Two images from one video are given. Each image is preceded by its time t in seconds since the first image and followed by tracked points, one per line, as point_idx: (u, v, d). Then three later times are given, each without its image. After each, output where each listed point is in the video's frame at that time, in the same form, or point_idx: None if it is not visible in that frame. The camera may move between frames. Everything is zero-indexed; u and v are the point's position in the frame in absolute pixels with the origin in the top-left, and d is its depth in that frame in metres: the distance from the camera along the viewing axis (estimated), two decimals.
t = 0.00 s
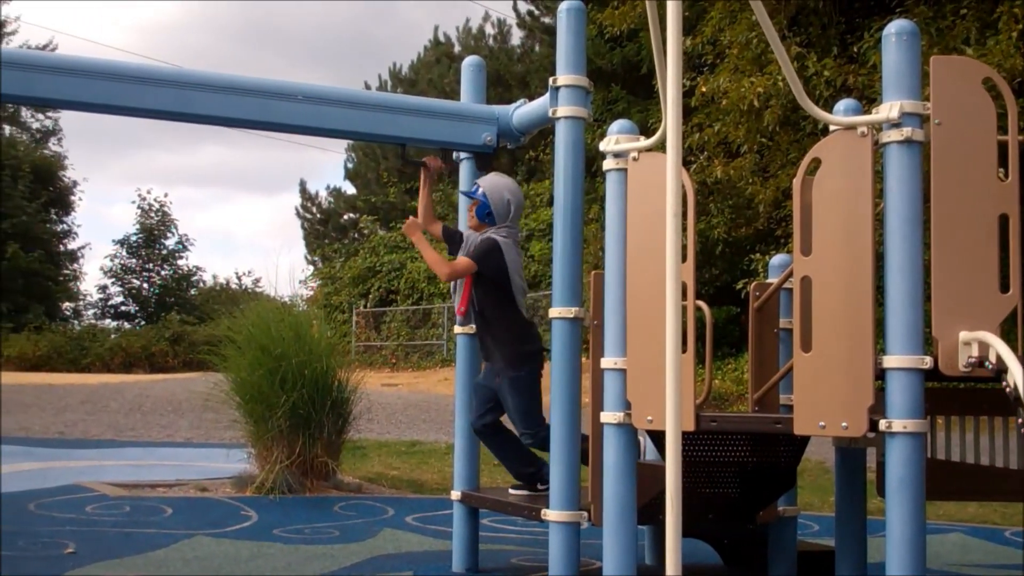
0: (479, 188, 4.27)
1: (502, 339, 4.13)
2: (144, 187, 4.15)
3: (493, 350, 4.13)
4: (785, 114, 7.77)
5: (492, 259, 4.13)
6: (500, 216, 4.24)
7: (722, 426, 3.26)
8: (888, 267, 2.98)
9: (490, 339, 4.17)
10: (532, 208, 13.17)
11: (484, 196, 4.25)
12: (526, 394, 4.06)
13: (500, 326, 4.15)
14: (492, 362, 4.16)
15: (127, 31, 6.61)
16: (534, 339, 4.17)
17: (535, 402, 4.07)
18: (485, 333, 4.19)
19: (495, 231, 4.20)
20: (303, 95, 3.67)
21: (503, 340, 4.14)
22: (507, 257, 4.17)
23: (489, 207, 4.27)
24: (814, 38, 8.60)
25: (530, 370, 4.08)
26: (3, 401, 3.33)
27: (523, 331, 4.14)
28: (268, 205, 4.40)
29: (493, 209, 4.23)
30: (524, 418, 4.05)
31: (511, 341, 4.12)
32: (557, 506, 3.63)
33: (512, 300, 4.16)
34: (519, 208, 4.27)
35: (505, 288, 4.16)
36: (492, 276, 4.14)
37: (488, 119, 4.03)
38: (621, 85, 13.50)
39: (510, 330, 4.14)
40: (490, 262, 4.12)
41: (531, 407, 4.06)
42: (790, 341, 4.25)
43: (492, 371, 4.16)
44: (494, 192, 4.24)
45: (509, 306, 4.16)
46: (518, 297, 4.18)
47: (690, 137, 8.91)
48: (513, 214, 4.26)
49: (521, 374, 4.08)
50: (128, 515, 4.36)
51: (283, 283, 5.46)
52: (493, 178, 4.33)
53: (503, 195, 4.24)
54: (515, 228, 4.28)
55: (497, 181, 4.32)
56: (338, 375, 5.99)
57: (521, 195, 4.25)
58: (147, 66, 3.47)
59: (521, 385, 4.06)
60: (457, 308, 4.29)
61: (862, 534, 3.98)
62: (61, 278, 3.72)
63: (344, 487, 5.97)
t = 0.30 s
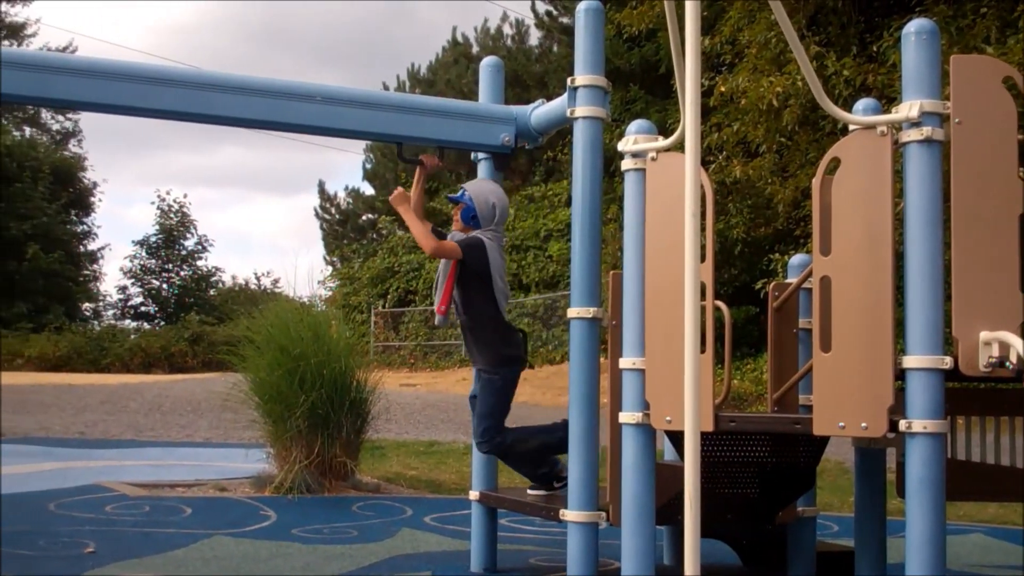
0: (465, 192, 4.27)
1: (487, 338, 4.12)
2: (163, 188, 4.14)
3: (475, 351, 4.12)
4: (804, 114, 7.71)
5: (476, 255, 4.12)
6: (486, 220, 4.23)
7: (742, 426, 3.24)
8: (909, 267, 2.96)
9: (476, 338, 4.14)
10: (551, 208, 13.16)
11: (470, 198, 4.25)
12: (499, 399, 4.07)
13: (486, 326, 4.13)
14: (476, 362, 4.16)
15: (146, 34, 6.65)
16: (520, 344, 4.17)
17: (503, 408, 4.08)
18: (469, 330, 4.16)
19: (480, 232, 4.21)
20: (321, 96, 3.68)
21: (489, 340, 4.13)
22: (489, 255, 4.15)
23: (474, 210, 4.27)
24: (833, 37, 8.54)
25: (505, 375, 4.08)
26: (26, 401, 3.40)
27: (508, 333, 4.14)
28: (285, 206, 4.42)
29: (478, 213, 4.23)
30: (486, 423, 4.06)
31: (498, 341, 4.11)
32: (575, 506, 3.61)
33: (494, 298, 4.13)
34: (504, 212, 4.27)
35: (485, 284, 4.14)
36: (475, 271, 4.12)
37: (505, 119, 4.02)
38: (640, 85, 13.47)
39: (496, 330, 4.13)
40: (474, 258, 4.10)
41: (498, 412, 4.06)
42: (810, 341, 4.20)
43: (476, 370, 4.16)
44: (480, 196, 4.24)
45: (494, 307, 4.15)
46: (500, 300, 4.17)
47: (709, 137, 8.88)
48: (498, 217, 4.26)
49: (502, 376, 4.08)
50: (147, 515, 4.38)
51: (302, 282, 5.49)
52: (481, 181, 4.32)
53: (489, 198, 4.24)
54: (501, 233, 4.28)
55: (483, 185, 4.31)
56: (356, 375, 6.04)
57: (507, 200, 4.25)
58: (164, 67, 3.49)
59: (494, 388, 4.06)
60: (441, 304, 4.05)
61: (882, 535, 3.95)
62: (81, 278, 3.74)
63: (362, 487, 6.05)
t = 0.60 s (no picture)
0: (446, 192, 4.19)
1: (457, 336, 3.99)
2: (174, 188, 4.15)
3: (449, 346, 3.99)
4: (814, 113, 7.68)
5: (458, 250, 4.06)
6: (469, 220, 4.17)
7: (752, 426, 3.22)
8: (919, 267, 2.95)
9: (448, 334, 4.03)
10: (560, 208, 13.16)
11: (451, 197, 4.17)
12: (465, 398, 3.93)
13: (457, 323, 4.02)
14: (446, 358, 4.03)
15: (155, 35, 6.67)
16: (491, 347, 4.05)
17: (467, 406, 3.93)
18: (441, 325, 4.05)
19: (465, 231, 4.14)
20: (330, 96, 3.68)
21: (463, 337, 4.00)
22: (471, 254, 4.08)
23: (457, 211, 4.19)
24: (843, 37, 8.50)
25: (475, 373, 3.95)
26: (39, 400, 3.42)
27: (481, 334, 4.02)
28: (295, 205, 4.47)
29: (462, 214, 4.16)
30: (444, 418, 3.91)
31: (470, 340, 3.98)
32: (585, 506, 3.61)
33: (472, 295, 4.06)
34: (485, 212, 4.22)
35: (464, 279, 4.06)
36: (457, 267, 4.07)
37: (515, 119, 4.03)
38: (649, 85, 13.45)
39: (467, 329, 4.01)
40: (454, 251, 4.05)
41: (461, 408, 3.91)
42: (820, 341, 4.20)
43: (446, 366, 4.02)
44: (463, 197, 4.17)
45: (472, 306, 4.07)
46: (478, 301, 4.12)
47: (718, 137, 8.87)
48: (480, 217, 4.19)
49: (472, 376, 3.95)
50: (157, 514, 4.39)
51: (310, 282, 5.73)
52: (462, 182, 4.25)
53: (472, 198, 4.17)
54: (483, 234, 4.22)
55: (464, 185, 4.24)
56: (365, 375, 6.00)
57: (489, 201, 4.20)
58: (172, 67, 3.49)
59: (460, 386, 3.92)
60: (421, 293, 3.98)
61: (893, 536, 3.94)
62: (92, 278, 3.74)
63: (372, 487, 5.95)
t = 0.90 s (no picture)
0: (431, 200, 4.20)
1: (417, 339, 4.00)
2: (190, 189, 4.12)
3: (411, 351, 3.99)
4: (829, 113, 7.64)
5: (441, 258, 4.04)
6: (454, 227, 4.19)
7: (767, 427, 3.21)
8: (935, 267, 2.93)
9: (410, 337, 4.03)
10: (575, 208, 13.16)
11: (434, 204, 4.19)
12: (420, 402, 3.95)
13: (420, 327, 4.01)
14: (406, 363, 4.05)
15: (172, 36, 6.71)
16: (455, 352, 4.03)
17: (422, 411, 3.96)
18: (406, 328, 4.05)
19: (450, 239, 4.14)
20: (345, 97, 3.68)
21: (425, 341, 3.99)
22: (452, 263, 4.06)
23: (441, 218, 4.21)
24: (858, 36, 8.45)
25: (430, 377, 3.96)
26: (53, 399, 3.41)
27: (443, 337, 4.01)
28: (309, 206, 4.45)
29: (447, 220, 4.17)
30: (398, 422, 3.95)
31: (427, 343, 3.98)
32: (600, 507, 3.60)
33: (445, 299, 4.03)
34: (470, 219, 4.23)
35: (442, 286, 4.04)
36: (434, 272, 4.03)
37: (529, 119, 4.02)
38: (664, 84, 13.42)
39: (426, 332, 4.00)
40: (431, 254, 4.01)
41: (414, 413, 3.95)
42: (836, 341, 4.18)
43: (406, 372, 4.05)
44: (447, 203, 4.19)
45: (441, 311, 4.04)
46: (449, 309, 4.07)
47: (733, 137, 8.84)
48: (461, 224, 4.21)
49: (427, 380, 3.96)
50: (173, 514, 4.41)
51: (325, 283, 5.68)
52: (445, 188, 4.28)
53: (455, 204, 4.19)
54: (467, 241, 4.24)
55: (447, 192, 4.26)
56: (380, 375, 5.97)
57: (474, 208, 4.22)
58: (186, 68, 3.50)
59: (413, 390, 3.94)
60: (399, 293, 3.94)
61: (909, 537, 3.91)
62: (108, 279, 3.78)
63: (386, 487, 5.96)
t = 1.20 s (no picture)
0: (421, 210, 4.17)
1: (391, 349, 3.93)
2: (203, 191, 4.15)
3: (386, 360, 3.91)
4: (843, 112, 7.61)
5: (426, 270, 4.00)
6: (443, 239, 4.16)
7: (781, 427, 3.19)
8: (950, 267, 2.91)
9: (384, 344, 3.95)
10: (589, 208, 13.14)
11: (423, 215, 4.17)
12: (393, 413, 3.89)
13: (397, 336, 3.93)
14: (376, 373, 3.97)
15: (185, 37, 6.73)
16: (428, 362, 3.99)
17: (394, 423, 3.90)
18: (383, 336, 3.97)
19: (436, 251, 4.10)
20: (359, 98, 3.69)
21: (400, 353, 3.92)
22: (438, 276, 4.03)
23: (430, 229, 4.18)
24: (872, 35, 8.41)
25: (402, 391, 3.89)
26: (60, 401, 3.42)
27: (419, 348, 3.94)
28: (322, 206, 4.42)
29: (437, 232, 4.15)
30: (369, 436, 3.88)
31: (403, 353, 3.91)
32: (613, 507, 3.59)
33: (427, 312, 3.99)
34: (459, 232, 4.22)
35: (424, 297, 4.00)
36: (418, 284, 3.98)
37: (542, 119, 4.02)
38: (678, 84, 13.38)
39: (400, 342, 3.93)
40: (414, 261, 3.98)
41: (386, 426, 3.89)
42: (850, 341, 4.17)
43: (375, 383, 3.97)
44: (437, 214, 4.17)
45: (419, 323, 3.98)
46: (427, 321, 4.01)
47: (746, 137, 8.82)
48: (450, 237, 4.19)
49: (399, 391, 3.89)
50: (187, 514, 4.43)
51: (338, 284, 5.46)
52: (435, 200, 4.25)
53: (445, 217, 4.17)
54: (453, 252, 4.21)
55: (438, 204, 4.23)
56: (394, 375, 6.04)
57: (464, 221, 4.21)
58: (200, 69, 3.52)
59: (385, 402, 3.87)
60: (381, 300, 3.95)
61: (924, 539, 3.89)
62: (121, 280, 3.88)
63: (399, 487, 6.05)
